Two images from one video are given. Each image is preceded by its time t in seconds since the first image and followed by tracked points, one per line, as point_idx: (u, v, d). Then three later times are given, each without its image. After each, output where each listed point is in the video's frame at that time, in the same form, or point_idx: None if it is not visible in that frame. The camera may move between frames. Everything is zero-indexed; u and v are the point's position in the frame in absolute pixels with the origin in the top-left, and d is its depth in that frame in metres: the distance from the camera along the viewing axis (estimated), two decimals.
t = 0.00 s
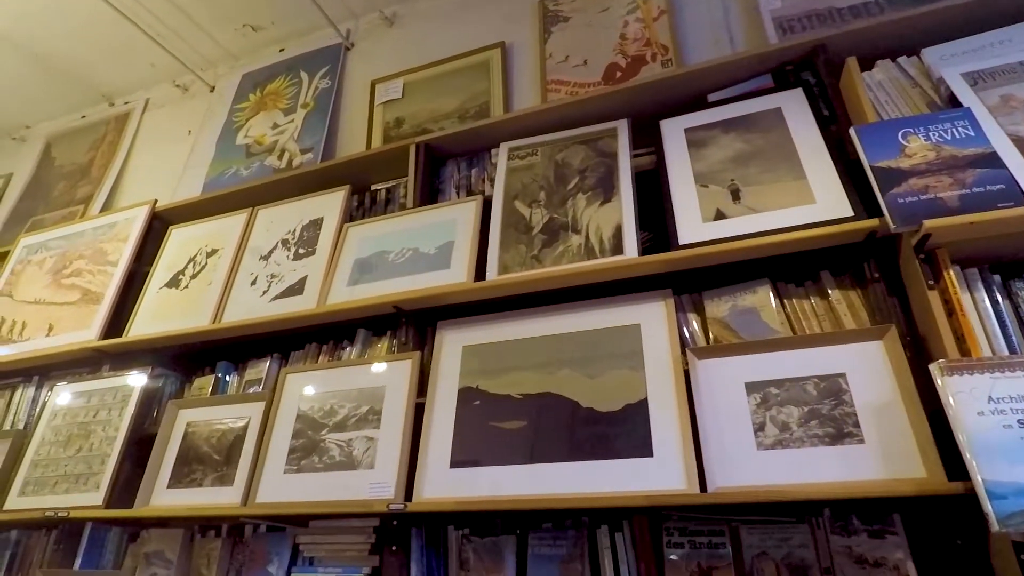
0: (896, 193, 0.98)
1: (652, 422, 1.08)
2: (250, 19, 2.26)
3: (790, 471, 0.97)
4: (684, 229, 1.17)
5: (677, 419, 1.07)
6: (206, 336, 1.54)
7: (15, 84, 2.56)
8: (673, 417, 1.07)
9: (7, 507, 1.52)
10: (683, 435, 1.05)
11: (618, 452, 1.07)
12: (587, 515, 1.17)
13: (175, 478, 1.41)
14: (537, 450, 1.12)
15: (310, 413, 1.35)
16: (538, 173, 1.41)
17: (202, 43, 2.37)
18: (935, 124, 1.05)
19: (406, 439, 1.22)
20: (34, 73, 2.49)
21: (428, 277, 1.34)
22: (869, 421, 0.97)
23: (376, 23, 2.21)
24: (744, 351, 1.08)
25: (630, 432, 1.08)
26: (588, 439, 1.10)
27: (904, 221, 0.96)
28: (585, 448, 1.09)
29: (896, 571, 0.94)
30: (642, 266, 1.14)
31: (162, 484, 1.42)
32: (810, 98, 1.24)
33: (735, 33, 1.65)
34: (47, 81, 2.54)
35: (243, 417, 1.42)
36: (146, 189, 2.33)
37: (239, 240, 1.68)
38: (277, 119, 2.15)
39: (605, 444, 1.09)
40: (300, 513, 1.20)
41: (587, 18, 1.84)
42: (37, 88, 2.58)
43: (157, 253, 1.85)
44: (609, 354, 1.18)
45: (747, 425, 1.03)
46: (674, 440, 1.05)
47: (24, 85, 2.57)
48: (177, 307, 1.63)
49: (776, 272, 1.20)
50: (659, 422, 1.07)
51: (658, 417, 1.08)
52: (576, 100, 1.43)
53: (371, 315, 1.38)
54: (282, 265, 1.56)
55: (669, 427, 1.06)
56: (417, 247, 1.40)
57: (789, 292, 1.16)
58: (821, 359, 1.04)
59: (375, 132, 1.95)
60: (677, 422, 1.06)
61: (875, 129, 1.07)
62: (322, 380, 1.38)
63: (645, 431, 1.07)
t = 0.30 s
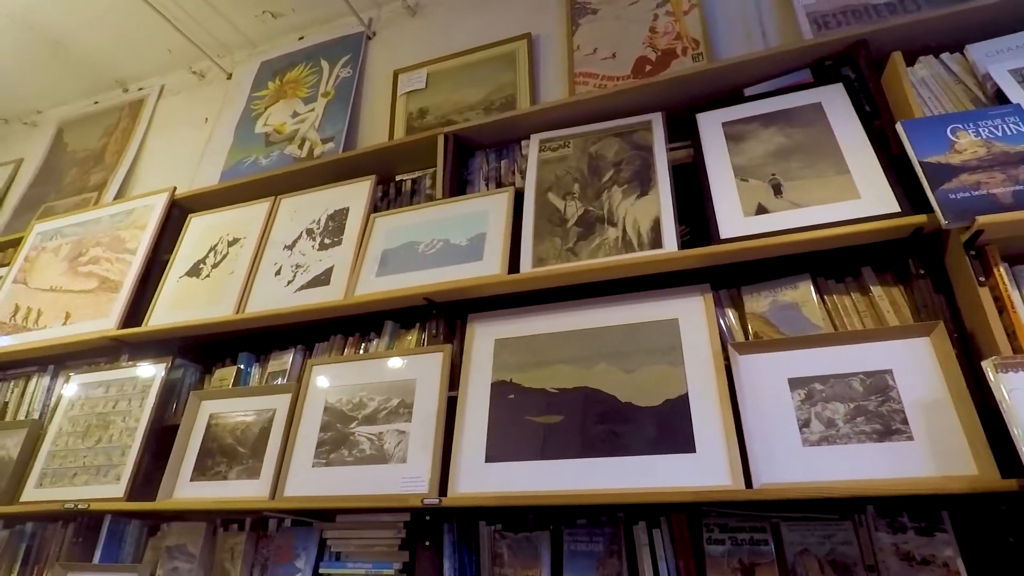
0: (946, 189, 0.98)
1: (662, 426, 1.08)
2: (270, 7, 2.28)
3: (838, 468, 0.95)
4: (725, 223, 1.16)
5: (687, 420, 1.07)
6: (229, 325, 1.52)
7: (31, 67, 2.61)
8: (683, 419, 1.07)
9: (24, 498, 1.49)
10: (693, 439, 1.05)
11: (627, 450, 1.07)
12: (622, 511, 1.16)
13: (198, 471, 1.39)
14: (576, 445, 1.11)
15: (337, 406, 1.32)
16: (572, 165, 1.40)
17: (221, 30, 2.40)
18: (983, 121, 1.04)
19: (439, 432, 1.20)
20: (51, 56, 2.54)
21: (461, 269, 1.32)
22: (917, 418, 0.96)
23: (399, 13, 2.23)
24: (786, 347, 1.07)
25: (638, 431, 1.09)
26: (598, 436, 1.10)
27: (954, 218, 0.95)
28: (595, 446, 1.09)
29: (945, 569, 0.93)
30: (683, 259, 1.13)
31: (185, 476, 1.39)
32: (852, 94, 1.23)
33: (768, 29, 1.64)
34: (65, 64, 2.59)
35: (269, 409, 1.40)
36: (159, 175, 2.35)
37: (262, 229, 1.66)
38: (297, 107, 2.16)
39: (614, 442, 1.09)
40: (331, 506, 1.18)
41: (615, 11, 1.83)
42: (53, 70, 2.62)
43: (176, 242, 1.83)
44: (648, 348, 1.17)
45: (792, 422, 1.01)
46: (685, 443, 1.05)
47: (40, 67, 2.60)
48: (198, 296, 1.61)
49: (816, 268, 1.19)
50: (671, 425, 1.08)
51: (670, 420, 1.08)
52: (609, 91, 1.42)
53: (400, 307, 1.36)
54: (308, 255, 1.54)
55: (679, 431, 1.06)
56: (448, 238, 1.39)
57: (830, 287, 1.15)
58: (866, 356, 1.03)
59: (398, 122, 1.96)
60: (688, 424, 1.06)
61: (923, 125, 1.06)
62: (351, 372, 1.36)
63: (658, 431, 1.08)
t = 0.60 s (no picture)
0: (977, 192, 0.98)
1: (663, 427, 1.09)
2: None
3: (869, 469, 0.96)
4: (752, 224, 1.16)
5: (688, 423, 1.09)
6: (243, 322, 1.50)
7: (31, 58, 2.57)
8: (684, 420, 1.09)
9: (31, 497, 1.46)
10: (693, 443, 1.06)
11: (631, 450, 1.09)
12: (648, 511, 1.17)
13: (213, 470, 1.37)
14: (605, 445, 1.10)
15: (357, 405, 1.31)
16: (594, 164, 1.40)
17: (229, 22, 2.39)
18: (1010, 126, 1.06)
19: (464, 431, 1.19)
20: (52, 47, 2.51)
21: (485, 266, 1.31)
22: (948, 419, 0.96)
23: (410, 9, 2.24)
24: (815, 348, 1.08)
25: (667, 431, 1.09)
26: (626, 436, 1.10)
27: (987, 221, 0.96)
28: (623, 445, 1.09)
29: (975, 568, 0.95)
30: (711, 260, 1.14)
31: (200, 474, 1.37)
32: (875, 97, 1.25)
33: (785, 32, 1.66)
34: (65, 54, 2.56)
35: (286, 407, 1.38)
36: (164, 172, 2.31)
37: (276, 225, 1.64)
38: (307, 102, 2.17)
39: (643, 441, 1.09)
40: (354, 505, 1.16)
41: (631, 11, 1.84)
42: (54, 61, 2.59)
43: (186, 237, 1.80)
44: (675, 348, 1.17)
45: (822, 422, 1.02)
46: (685, 445, 1.06)
47: (40, 58, 2.57)
48: (210, 293, 1.59)
49: (841, 269, 1.20)
50: (672, 427, 1.09)
51: (671, 420, 1.10)
52: (631, 91, 1.42)
53: (421, 304, 1.35)
54: (324, 251, 1.52)
55: (679, 434, 1.08)
56: (470, 235, 1.38)
57: (855, 289, 1.16)
58: (895, 357, 1.04)
59: (410, 119, 1.95)
60: (689, 427, 1.08)
61: (952, 129, 1.07)
62: (372, 371, 1.34)
63: (687, 432, 1.07)
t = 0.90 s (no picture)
0: (997, 198, 1.00)
1: (664, 425, 1.12)
2: None
3: (892, 469, 0.97)
4: (773, 227, 1.18)
5: (690, 419, 1.11)
6: (258, 322, 1.49)
7: (33, 53, 2.54)
8: (686, 418, 1.12)
9: (42, 497, 1.44)
10: (694, 440, 1.09)
11: (630, 450, 1.11)
12: (668, 510, 1.18)
13: (229, 470, 1.36)
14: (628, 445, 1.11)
15: (376, 405, 1.31)
16: (612, 167, 1.42)
17: (236, 21, 2.39)
18: None
19: (485, 431, 1.19)
20: (55, 42, 2.49)
21: (506, 267, 1.32)
22: (969, 419, 0.98)
23: (419, 9, 2.24)
24: (836, 350, 1.09)
25: (689, 430, 1.10)
26: (649, 436, 1.11)
27: (1008, 226, 0.97)
28: (646, 445, 1.10)
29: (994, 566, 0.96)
30: (733, 262, 1.15)
31: (216, 475, 1.36)
32: (891, 103, 1.27)
33: (796, 38, 1.68)
34: (68, 50, 2.53)
35: (303, 407, 1.38)
36: (170, 167, 2.30)
37: (290, 224, 1.64)
38: (316, 101, 2.17)
39: (666, 440, 1.10)
40: (376, 505, 1.16)
41: (642, 14, 1.85)
42: (56, 57, 2.57)
43: (197, 236, 1.80)
44: (696, 348, 1.18)
45: (845, 423, 1.03)
46: (684, 443, 1.09)
47: (42, 53, 2.54)
48: (223, 292, 1.58)
49: (859, 272, 1.21)
50: (674, 425, 1.12)
51: (671, 419, 1.12)
52: (648, 94, 1.44)
53: (441, 304, 1.36)
54: (340, 251, 1.52)
55: (679, 433, 1.10)
56: (488, 236, 1.39)
57: (874, 292, 1.17)
58: (915, 359, 1.05)
59: (421, 119, 1.96)
60: (691, 424, 1.11)
61: (969, 135, 1.09)
62: (391, 371, 1.34)
63: (710, 432, 1.09)
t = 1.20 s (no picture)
0: None
1: (669, 423, 1.12)
2: None
3: (920, 465, 0.96)
4: (796, 222, 1.17)
5: (694, 416, 1.11)
6: (274, 317, 1.48)
7: (37, 49, 2.52)
8: (691, 415, 1.12)
9: (56, 491, 1.44)
10: (698, 438, 1.09)
11: (633, 448, 1.11)
12: (689, 505, 1.18)
13: (246, 463, 1.35)
14: (651, 440, 1.11)
15: (395, 399, 1.30)
16: (631, 162, 1.41)
17: (243, 16, 2.38)
18: None
19: (506, 425, 1.19)
20: (60, 37, 2.47)
21: (526, 261, 1.31)
22: (996, 416, 0.97)
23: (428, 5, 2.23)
24: (860, 345, 1.09)
25: (712, 424, 1.09)
26: (672, 430, 1.11)
27: None
28: (669, 439, 1.10)
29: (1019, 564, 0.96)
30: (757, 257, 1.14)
31: (232, 468, 1.36)
32: (912, 98, 1.26)
33: (811, 34, 1.68)
34: (73, 45, 2.52)
35: (320, 401, 1.37)
36: (176, 161, 2.27)
37: (303, 219, 1.63)
38: (325, 96, 2.15)
39: (689, 434, 1.09)
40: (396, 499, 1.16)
41: (655, 10, 1.85)
42: (61, 52, 2.55)
43: (208, 230, 1.79)
44: (718, 343, 1.18)
45: (870, 418, 1.03)
46: (688, 440, 1.09)
47: (47, 48, 2.52)
48: (237, 286, 1.57)
49: (882, 268, 1.21)
50: (677, 423, 1.11)
51: (677, 416, 1.12)
52: (667, 89, 1.43)
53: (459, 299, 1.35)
54: (355, 246, 1.51)
55: (682, 430, 1.10)
56: (506, 230, 1.38)
57: (896, 288, 1.17)
58: (940, 355, 1.05)
59: (432, 115, 1.95)
60: (695, 421, 1.11)
61: (996, 130, 1.08)
62: (409, 366, 1.34)
63: (734, 426, 1.08)
